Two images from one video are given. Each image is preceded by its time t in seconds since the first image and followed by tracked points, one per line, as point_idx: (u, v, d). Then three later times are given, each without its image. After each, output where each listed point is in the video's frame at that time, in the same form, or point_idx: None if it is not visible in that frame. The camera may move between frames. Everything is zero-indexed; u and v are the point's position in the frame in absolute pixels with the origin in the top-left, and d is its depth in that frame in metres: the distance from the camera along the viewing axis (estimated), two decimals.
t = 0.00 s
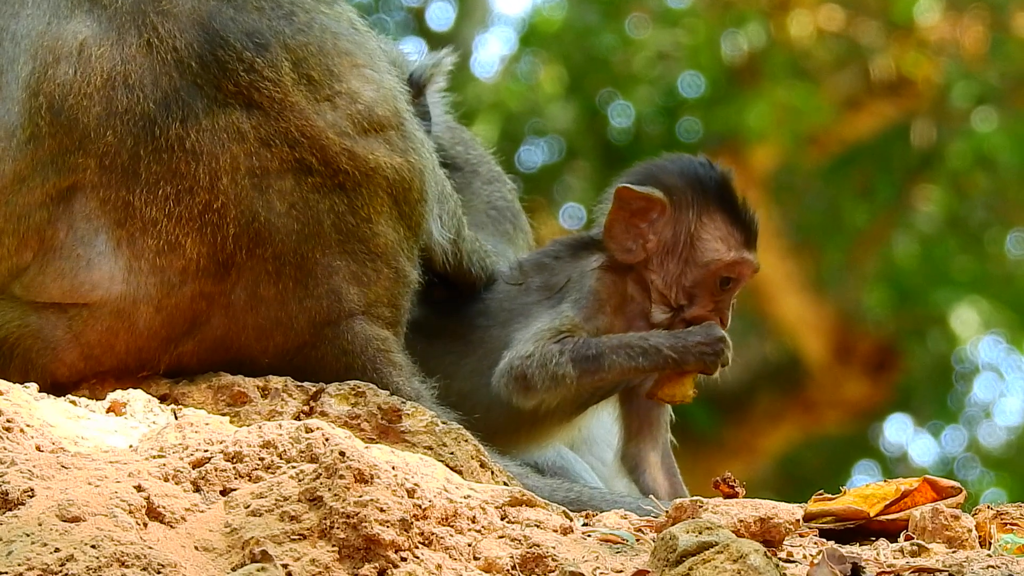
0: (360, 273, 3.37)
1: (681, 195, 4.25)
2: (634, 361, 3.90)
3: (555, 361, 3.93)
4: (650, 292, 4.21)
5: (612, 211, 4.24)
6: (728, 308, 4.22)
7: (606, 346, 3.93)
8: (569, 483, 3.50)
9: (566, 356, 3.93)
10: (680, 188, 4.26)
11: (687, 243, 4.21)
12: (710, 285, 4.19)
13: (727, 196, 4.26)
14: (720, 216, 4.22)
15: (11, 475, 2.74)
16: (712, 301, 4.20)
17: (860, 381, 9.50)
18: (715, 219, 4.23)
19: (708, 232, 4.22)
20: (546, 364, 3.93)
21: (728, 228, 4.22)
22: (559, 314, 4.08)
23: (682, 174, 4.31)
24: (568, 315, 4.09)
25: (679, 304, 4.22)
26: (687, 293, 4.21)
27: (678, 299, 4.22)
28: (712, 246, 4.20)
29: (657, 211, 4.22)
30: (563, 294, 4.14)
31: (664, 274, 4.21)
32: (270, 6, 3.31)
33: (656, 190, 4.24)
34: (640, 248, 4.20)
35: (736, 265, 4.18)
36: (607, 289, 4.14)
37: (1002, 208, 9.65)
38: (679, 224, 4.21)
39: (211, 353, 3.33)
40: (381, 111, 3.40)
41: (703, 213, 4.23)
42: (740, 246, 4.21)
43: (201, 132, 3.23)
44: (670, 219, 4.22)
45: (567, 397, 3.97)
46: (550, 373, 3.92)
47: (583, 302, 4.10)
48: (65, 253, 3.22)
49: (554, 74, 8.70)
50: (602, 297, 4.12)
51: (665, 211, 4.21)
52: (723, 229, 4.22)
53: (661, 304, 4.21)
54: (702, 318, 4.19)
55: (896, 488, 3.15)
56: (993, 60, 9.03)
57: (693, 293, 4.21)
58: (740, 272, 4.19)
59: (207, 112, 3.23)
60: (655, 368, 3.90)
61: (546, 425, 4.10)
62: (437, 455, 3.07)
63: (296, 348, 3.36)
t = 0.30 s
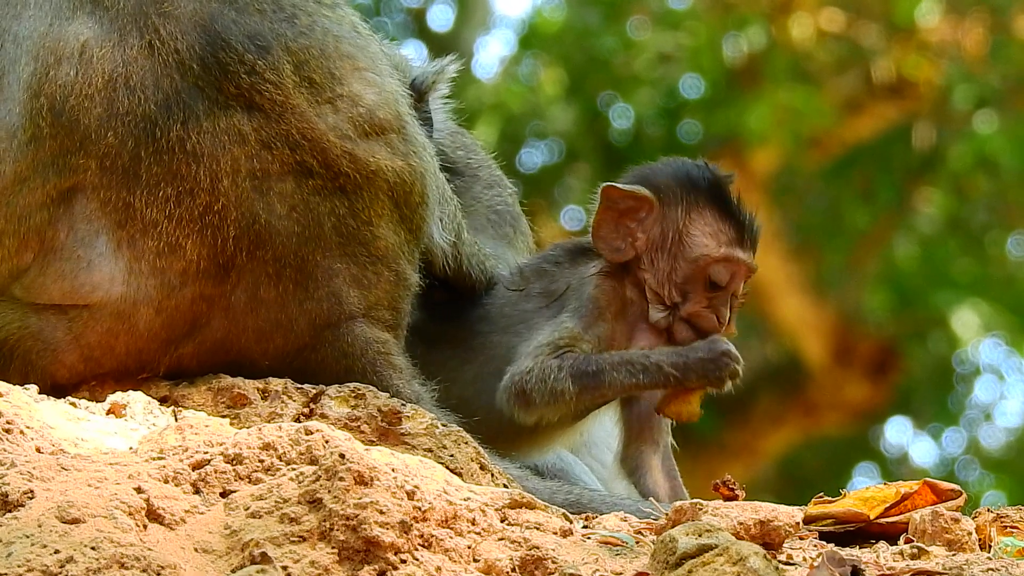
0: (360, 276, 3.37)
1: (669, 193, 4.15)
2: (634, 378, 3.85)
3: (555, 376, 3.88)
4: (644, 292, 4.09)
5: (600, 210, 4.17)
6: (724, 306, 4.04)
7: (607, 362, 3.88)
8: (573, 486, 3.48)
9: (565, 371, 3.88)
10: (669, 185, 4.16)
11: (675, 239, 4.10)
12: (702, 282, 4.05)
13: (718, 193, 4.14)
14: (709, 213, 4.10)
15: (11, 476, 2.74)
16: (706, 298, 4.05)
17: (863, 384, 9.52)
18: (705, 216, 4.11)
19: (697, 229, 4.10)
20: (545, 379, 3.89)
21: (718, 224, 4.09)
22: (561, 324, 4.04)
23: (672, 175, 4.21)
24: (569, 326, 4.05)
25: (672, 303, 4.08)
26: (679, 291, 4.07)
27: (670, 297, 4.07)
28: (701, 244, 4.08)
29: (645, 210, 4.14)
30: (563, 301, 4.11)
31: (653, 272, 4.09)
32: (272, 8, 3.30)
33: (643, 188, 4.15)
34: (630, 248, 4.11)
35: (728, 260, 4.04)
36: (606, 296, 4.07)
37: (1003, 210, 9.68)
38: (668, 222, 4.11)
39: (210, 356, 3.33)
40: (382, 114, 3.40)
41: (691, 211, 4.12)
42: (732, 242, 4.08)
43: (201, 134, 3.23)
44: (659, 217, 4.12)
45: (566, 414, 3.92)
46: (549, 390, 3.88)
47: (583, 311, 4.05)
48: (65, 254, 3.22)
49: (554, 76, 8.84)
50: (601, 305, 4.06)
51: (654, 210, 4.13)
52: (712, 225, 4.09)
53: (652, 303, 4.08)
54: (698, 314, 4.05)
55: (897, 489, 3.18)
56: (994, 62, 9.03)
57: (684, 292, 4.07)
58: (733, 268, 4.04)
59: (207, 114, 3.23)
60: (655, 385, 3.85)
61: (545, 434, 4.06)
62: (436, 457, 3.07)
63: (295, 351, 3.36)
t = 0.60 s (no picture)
0: (368, 277, 3.37)
1: (664, 187, 4.06)
2: (634, 435, 3.69)
3: (565, 409, 3.73)
4: (633, 286, 3.99)
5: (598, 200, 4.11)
6: (708, 307, 3.91)
7: (616, 411, 3.72)
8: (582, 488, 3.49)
9: (577, 409, 3.72)
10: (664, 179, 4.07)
11: (665, 234, 3.99)
12: (686, 278, 3.93)
13: (715, 191, 4.02)
14: (702, 210, 3.98)
15: (18, 477, 2.74)
16: (689, 296, 3.92)
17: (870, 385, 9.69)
18: (697, 213, 3.99)
19: (687, 225, 3.99)
20: (556, 411, 3.75)
21: (709, 223, 3.97)
22: (568, 339, 3.90)
23: (675, 171, 4.11)
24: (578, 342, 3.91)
25: (657, 299, 3.95)
26: (664, 287, 3.95)
27: (656, 293, 3.96)
28: (689, 240, 3.96)
29: (641, 203, 4.05)
30: (567, 308, 4.00)
31: (642, 266, 3.99)
32: (280, 9, 3.31)
33: (640, 181, 4.07)
34: (619, 237, 4.05)
35: (710, 258, 3.91)
36: (609, 301, 3.97)
37: (1009, 210, 9.51)
38: (659, 216, 4.02)
39: (217, 356, 3.33)
40: (390, 115, 3.41)
41: (683, 207, 4.01)
42: (719, 242, 3.95)
43: (209, 133, 3.23)
44: (652, 211, 4.04)
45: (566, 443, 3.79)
46: (557, 421, 3.74)
47: (588, 322, 3.93)
48: (72, 254, 3.22)
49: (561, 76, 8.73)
50: (605, 311, 3.95)
51: (648, 203, 4.04)
52: (703, 224, 3.97)
53: (640, 296, 3.97)
54: (676, 313, 3.93)
55: (904, 488, 3.19)
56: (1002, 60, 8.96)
57: (669, 287, 3.95)
58: (720, 268, 3.91)
59: (215, 114, 3.23)
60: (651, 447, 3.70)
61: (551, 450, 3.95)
62: (443, 457, 3.05)
63: (303, 351, 3.36)
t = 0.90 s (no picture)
0: (380, 280, 3.38)
1: (667, 190, 4.05)
2: (641, 437, 3.72)
3: (570, 413, 3.77)
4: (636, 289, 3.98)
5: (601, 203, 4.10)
6: (711, 311, 3.92)
7: (622, 414, 3.75)
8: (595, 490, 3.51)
9: (583, 413, 3.76)
10: (668, 182, 4.06)
11: (668, 239, 3.99)
12: (686, 284, 3.93)
13: (717, 195, 4.01)
14: (704, 215, 3.98)
15: (31, 480, 2.73)
16: (691, 301, 3.93)
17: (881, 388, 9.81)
18: (700, 218, 3.99)
19: (690, 230, 3.98)
20: (561, 415, 3.79)
21: (711, 228, 3.97)
22: (573, 344, 3.91)
23: (678, 173, 4.10)
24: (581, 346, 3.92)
25: (659, 303, 3.95)
26: (666, 291, 3.95)
27: (658, 296, 3.96)
28: (691, 245, 3.96)
29: (645, 206, 4.05)
30: (572, 312, 3.98)
31: (643, 269, 3.99)
32: (296, 12, 3.31)
33: (643, 184, 4.06)
34: (622, 241, 4.05)
35: (715, 264, 3.91)
36: (613, 305, 3.97)
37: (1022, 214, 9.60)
38: (662, 220, 4.01)
39: (231, 357, 3.34)
40: (403, 119, 3.40)
41: (686, 211, 4.01)
42: (722, 247, 3.94)
43: (223, 136, 3.23)
44: (655, 214, 4.03)
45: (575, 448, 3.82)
46: (563, 425, 3.78)
47: (593, 327, 3.93)
48: (84, 256, 3.21)
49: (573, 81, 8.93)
50: (609, 314, 3.96)
51: (651, 207, 4.04)
52: (706, 229, 3.97)
53: (642, 300, 3.97)
54: (678, 318, 3.93)
55: (916, 490, 3.20)
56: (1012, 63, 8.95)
57: (671, 292, 3.95)
58: (722, 273, 3.91)
59: (229, 116, 3.23)
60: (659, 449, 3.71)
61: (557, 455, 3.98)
62: (456, 459, 3.06)
63: (316, 354, 3.38)
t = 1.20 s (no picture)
0: (388, 283, 3.39)
1: (681, 190, 4.02)
2: (644, 436, 3.73)
3: (574, 407, 3.83)
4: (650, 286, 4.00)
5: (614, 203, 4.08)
6: (725, 311, 3.90)
7: (627, 415, 3.78)
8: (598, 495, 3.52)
9: (587, 409, 3.81)
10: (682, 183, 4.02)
11: (681, 240, 3.97)
12: (701, 285, 3.91)
13: (730, 194, 3.96)
14: (717, 217, 3.93)
15: (35, 484, 2.73)
16: (704, 302, 3.91)
17: (887, 390, 9.85)
18: (713, 219, 3.95)
19: (703, 231, 3.95)
20: (565, 409, 3.84)
21: (724, 229, 3.92)
22: (580, 338, 3.97)
23: (692, 171, 4.06)
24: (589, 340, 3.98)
25: (674, 303, 3.95)
26: (680, 291, 3.94)
27: (672, 296, 3.96)
28: (704, 247, 3.93)
29: (658, 206, 4.03)
30: (584, 305, 4.04)
31: (657, 268, 3.99)
32: (312, 18, 3.30)
33: (656, 185, 4.03)
34: (635, 241, 4.05)
35: (728, 266, 3.88)
36: (623, 301, 4.01)
37: None
38: (675, 221, 3.99)
39: (238, 358, 3.36)
40: (414, 125, 3.42)
41: (699, 212, 3.97)
42: (735, 249, 3.90)
43: (238, 140, 3.23)
44: (669, 215, 4.01)
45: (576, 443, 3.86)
46: (565, 418, 3.83)
47: (602, 321, 3.99)
48: (93, 254, 3.20)
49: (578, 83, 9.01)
50: (618, 310, 4.00)
51: (665, 207, 4.02)
52: (719, 230, 3.93)
53: (656, 298, 3.97)
54: (694, 319, 3.92)
55: (918, 494, 3.20)
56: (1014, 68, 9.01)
57: (685, 293, 3.94)
58: (735, 275, 3.88)
59: (245, 119, 3.23)
60: (659, 451, 3.70)
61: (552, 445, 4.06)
62: (460, 463, 3.07)
63: (323, 355, 3.39)
